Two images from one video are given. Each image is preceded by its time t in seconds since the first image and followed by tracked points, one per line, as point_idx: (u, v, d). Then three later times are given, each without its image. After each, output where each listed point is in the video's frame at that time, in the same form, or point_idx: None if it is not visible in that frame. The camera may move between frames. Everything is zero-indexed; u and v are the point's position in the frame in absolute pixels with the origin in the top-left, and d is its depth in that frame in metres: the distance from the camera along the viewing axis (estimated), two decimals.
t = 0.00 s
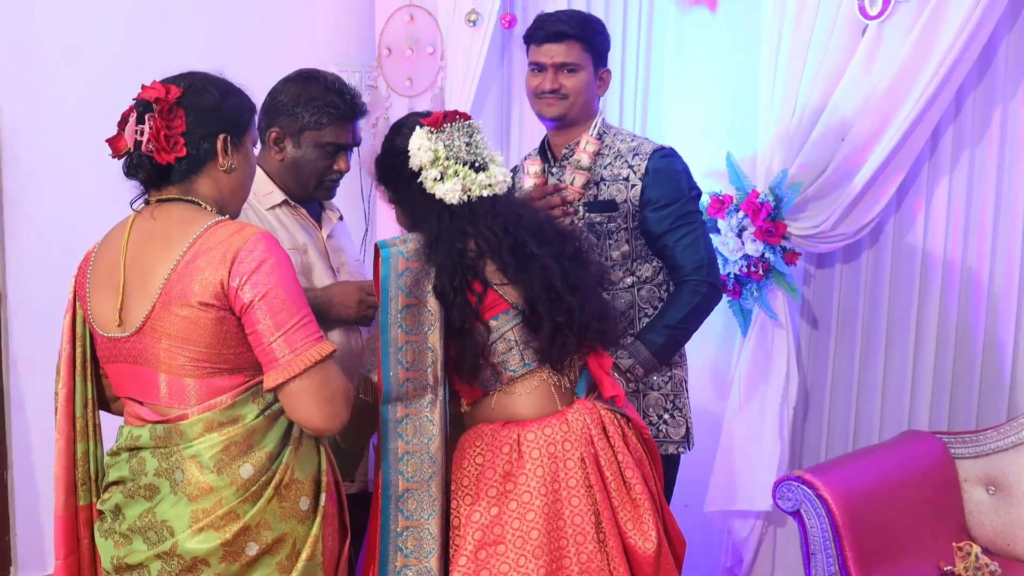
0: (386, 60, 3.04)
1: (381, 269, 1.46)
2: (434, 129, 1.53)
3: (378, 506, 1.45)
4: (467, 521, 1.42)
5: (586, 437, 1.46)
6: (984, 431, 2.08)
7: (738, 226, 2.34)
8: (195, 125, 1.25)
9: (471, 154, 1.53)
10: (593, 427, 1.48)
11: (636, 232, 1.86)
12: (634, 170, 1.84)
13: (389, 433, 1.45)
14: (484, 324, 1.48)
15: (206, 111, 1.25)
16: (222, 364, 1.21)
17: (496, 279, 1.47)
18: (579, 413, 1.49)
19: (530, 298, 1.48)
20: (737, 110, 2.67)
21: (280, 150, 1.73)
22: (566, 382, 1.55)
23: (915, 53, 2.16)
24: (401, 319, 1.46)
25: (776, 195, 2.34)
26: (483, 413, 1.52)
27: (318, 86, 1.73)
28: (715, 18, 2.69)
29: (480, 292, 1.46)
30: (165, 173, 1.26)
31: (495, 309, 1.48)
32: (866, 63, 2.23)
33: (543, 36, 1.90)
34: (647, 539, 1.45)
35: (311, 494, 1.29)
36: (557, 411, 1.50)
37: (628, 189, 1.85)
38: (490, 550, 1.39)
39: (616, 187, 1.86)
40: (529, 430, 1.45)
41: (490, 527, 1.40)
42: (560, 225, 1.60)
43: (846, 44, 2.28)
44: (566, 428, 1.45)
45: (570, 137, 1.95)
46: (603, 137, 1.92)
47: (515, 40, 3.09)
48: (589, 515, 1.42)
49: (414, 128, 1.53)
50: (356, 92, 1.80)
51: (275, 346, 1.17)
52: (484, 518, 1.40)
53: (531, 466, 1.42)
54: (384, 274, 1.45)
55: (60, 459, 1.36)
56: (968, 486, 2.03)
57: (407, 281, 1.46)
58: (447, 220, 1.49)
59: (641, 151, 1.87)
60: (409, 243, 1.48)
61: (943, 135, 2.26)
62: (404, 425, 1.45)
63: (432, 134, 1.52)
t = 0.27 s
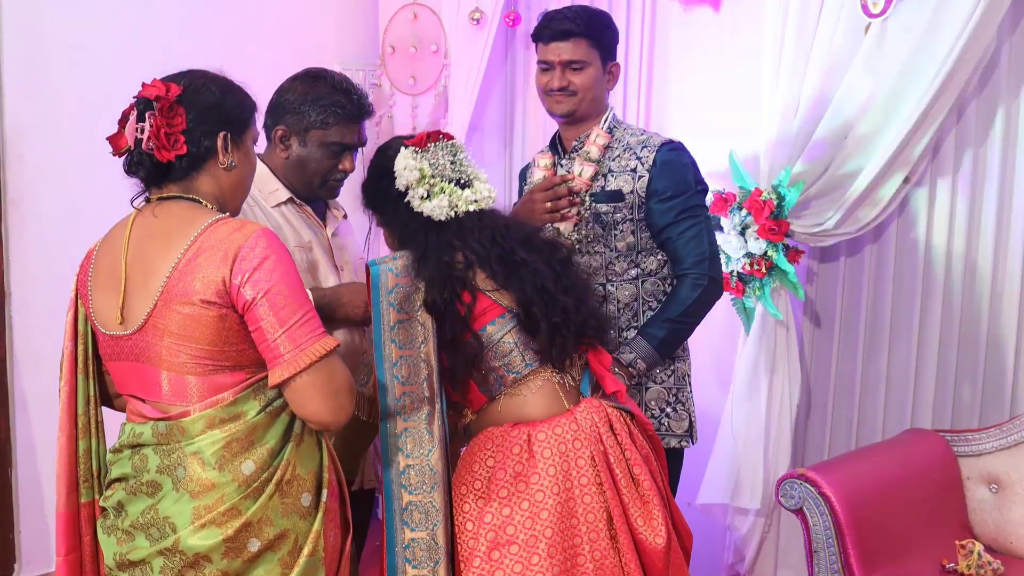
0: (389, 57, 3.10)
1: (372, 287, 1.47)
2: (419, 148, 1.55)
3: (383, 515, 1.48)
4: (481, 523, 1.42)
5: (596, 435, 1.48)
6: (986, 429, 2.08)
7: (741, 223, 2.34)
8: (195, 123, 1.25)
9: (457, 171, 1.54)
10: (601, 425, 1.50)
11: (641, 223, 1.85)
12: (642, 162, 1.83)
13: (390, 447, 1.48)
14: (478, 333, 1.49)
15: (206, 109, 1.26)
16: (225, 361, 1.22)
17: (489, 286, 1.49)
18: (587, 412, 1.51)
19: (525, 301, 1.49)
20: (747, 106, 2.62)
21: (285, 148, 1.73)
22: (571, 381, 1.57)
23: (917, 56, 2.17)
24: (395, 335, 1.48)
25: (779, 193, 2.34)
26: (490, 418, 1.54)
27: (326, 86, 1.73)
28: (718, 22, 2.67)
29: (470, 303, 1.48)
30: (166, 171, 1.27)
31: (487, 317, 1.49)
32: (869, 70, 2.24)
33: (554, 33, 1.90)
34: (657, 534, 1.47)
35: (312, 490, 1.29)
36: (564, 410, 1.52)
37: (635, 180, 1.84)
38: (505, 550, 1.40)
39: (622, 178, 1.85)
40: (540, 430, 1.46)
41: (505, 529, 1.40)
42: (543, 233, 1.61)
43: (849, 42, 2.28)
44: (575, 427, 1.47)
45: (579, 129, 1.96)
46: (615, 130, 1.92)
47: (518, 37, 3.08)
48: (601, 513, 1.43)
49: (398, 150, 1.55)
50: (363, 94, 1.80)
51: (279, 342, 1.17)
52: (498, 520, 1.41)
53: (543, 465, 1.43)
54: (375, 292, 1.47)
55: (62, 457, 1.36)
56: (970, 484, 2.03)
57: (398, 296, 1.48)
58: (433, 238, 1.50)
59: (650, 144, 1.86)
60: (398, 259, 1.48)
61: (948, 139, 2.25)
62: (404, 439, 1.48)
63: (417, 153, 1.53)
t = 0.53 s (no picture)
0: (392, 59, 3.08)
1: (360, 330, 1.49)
2: (396, 195, 1.57)
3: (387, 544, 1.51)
4: (490, 544, 1.43)
5: (602, 451, 1.48)
6: (989, 429, 2.09)
7: (744, 224, 2.35)
8: (194, 122, 1.26)
9: (434, 213, 1.56)
10: (608, 440, 1.50)
11: (647, 221, 1.85)
12: (648, 161, 1.83)
13: (386, 486, 1.52)
14: (470, 365, 1.50)
15: (206, 109, 1.26)
16: (225, 362, 1.22)
17: (479, 314, 1.49)
18: (594, 427, 1.51)
19: (515, 325, 1.49)
20: (749, 108, 2.63)
21: (293, 150, 1.73)
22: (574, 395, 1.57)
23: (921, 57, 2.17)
24: (386, 376, 1.50)
25: (782, 194, 2.34)
26: (496, 444, 1.55)
27: (336, 90, 1.73)
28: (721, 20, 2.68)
29: (460, 337, 1.48)
30: (165, 169, 1.27)
31: (477, 348, 1.49)
32: (873, 68, 2.23)
33: (562, 36, 1.87)
34: (668, 543, 1.47)
35: (314, 489, 1.30)
36: (570, 428, 1.52)
37: (641, 179, 1.83)
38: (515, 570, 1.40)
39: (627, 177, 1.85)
40: (547, 449, 1.47)
41: (514, 549, 1.41)
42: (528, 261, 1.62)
43: (852, 42, 2.28)
44: (581, 444, 1.47)
45: (588, 129, 1.95)
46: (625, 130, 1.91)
47: (521, 38, 3.08)
48: (611, 529, 1.44)
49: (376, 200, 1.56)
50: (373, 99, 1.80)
51: (278, 343, 1.18)
52: (508, 540, 1.42)
53: (551, 484, 1.43)
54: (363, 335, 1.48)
55: (63, 458, 1.36)
56: (972, 485, 2.02)
57: (387, 337, 1.49)
58: (418, 278, 1.49)
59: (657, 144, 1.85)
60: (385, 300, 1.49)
61: (950, 138, 2.25)
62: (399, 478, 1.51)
63: (395, 200, 1.55)
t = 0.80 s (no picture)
0: (394, 57, 3.12)
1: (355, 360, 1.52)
2: (384, 226, 1.53)
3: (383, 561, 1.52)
4: (493, 556, 1.44)
5: (606, 461, 1.48)
6: (991, 428, 2.08)
7: (746, 223, 2.35)
8: (196, 120, 1.26)
9: (424, 241, 1.55)
10: (611, 451, 1.50)
11: (649, 219, 1.84)
12: (651, 160, 1.82)
13: (379, 512, 1.54)
14: (466, 389, 1.51)
15: (208, 107, 1.27)
16: (226, 361, 1.22)
17: (474, 334, 1.49)
18: (597, 438, 1.51)
19: (509, 346, 1.49)
20: (748, 109, 2.63)
21: (297, 149, 1.71)
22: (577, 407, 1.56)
23: (922, 55, 2.16)
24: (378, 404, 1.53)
25: (785, 191, 2.34)
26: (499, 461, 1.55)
27: (341, 90, 1.70)
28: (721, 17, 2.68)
29: (453, 362, 1.49)
30: (166, 166, 1.27)
31: (473, 370, 1.50)
32: (877, 62, 2.23)
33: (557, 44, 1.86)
34: (673, 552, 1.47)
35: (315, 488, 1.30)
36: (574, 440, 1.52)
37: (643, 178, 1.83)
38: None
39: (630, 176, 1.84)
40: (551, 460, 1.47)
41: (519, 561, 1.41)
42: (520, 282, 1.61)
43: (854, 41, 2.28)
44: (585, 456, 1.47)
45: (590, 129, 1.95)
46: (629, 128, 1.90)
47: (522, 36, 3.07)
48: (615, 539, 1.44)
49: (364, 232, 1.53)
50: (377, 99, 1.77)
51: (277, 342, 1.18)
52: (512, 552, 1.42)
53: (555, 496, 1.43)
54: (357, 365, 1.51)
55: (63, 458, 1.36)
56: (975, 483, 2.01)
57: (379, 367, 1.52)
58: (410, 308, 1.49)
59: (660, 143, 1.85)
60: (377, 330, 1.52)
61: (952, 137, 2.24)
62: (392, 502, 1.54)
63: (384, 231, 1.52)
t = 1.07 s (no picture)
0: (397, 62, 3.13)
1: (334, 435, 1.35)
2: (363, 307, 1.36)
3: None
4: None
5: (608, 485, 1.27)
6: (990, 434, 2.09)
7: (746, 229, 2.34)
8: (197, 125, 1.26)
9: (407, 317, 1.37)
10: (613, 475, 1.28)
11: (646, 224, 1.82)
12: (647, 165, 1.81)
13: None
14: (448, 448, 1.30)
15: (210, 113, 1.27)
16: (223, 365, 1.23)
17: (453, 383, 1.30)
18: (597, 466, 1.28)
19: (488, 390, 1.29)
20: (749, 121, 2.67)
21: (302, 156, 1.71)
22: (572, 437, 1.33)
23: (923, 64, 2.19)
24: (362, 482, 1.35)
25: (785, 199, 2.33)
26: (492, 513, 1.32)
27: (347, 99, 1.70)
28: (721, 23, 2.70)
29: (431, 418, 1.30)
30: (166, 170, 1.28)
31: (456, 429, 1.30)
32: (878, 71, 2.26)
33: (549, 59, 1.84)
34: None
35: (312, 491, 1.29)
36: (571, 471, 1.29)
37: (641, 183, 1.81)
38: None
39: (627, 181, 1.83)
40: (551, 489, 1.25)
41: None
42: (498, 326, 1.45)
43: (856, 48, 2.30)
44: (584, 484, 1.25)
45: (590, 136, 1.93)
46: (629, 134, 1.89)
47: (523, 41, 3.08)
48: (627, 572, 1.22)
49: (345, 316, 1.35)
50: (383, 111, 1.77)
51: (272, 345, 1.18)
52: None
53: (555, 528, 1.21)
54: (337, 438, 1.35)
55: (61, 463, 1.36)
56: (974, 489, 2.01)
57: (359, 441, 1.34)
58: (385, 379, 1.30)
59: (658, 148, 1.83)
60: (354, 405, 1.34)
61: (952, 145, 2.26)
62: None
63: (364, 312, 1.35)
